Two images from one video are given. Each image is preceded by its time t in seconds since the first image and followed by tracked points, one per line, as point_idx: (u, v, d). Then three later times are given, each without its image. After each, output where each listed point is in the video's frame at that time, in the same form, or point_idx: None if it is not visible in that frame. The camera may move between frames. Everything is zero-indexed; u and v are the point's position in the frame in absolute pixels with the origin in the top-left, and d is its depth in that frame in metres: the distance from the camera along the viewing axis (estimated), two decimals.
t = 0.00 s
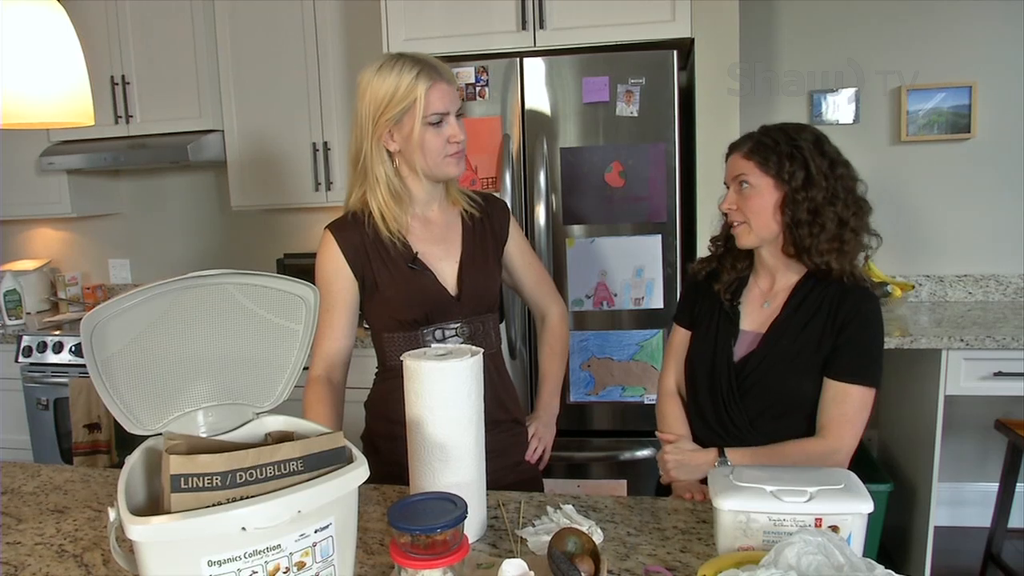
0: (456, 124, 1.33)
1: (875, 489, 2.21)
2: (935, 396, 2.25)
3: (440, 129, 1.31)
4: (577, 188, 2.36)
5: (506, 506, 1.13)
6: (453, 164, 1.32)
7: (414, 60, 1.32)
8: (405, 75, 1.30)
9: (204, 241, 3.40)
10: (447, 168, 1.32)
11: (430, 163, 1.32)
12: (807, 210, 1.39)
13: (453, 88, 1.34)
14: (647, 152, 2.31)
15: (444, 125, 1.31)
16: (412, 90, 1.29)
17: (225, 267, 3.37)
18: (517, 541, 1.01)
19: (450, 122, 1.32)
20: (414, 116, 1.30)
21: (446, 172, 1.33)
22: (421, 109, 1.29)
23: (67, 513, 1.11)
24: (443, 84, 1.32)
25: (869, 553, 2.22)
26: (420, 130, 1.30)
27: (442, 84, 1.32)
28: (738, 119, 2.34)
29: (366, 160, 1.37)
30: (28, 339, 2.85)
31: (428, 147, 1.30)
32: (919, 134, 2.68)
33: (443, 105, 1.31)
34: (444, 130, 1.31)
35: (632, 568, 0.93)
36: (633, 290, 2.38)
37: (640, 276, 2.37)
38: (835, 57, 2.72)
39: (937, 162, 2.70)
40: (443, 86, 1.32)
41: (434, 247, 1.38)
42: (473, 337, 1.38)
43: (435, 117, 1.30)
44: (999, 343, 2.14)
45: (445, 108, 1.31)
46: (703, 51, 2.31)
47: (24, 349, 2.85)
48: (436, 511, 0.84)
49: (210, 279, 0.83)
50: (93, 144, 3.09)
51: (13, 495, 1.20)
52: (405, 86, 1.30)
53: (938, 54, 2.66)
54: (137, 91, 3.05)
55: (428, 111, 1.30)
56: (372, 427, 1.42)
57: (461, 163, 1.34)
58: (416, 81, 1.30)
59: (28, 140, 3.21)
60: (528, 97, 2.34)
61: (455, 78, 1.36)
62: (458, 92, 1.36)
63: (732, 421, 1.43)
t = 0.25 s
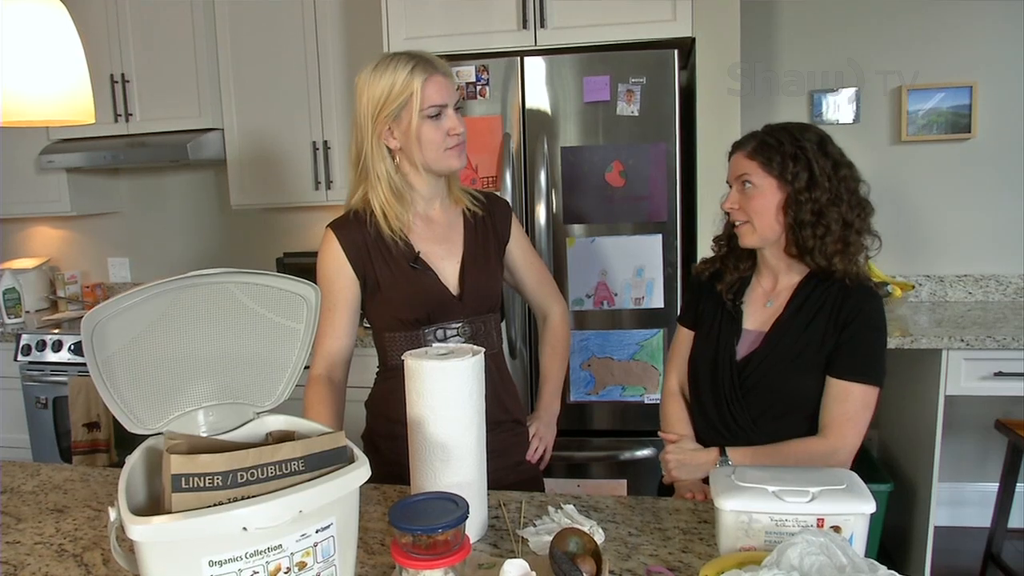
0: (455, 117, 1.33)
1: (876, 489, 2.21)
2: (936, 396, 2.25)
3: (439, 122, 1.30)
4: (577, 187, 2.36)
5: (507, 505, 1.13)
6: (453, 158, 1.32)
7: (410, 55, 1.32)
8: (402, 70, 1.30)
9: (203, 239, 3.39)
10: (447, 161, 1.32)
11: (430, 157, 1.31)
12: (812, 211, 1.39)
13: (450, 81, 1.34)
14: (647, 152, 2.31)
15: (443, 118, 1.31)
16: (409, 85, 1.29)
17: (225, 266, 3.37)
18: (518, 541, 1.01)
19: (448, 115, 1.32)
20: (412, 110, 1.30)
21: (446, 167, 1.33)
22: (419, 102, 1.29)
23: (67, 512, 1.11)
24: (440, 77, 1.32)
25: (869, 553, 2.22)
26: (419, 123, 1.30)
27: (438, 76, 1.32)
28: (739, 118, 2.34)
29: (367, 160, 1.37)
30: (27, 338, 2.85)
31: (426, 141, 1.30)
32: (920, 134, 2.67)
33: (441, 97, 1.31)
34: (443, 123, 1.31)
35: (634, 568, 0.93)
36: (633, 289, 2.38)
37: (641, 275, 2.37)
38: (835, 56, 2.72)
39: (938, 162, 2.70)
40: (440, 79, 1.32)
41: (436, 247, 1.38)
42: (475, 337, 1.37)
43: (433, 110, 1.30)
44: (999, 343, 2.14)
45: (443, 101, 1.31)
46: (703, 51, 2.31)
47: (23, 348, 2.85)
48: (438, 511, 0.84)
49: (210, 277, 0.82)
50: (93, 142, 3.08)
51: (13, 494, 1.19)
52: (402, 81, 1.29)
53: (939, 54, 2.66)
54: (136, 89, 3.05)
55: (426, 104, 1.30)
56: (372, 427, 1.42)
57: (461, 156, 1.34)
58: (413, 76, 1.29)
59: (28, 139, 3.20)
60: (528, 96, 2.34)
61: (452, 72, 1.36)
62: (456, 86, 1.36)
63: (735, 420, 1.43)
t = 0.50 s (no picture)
0: (456, 118, 1.32)
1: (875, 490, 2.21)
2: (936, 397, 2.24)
3: (440, 123, 1.30)
4: (577, 187, 2.35)
5: (508, 506, 1.13)
6: (454, 159, 1.32)
7: (412, 56, 1.32)
8: (404, 71, 1.30)
9: (203, 238, 3.39)
10: (448, 162, 1.31)
11: (430, 158, 1.31)
12: (812, 211, 1.38)
13: (452, 83, 1.34)
14: (648, 152, 2.31)
15: (444, 120, 1.31)
16: (411, 86, 1.29)
17: (224, 265, 3.36)
18: (519, 542, 1.00)
19: (450, 117, 1.32)
20: (414, 111, 1.29)
21: (446, 169, 1.32)
22: (420, 104, 1.29)
23: (66, 512, 1.11)
24: (442, 79, 1.32)
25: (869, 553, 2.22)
26: (419, 124, 1.29)
27: (440, 78, 1.32)
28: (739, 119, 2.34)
29: (367, 159, 1.37)
30: (26, 337, 2.84)
31: (427, 142, 1.30)
32: (920, 135, 2.67)
33: (443, 99, 1.31)
34: (444, 125, 1.31)
35: (634, 569, 0.93)
36: (633, 289, 2.38)
37: (641, 275, 2.37)
38: (836, 57, 2.72)
39: (937, 163, 2.70)
40: (442, 80, 1.32)
41: (436, 247, 1.38)
42: (475, 337, 1.37)
43: (435, 112, 1.30)
44: (999, 344, 2.14)
45: (445, 103, 1.31)
46: (704, 51, 2.31)
47: (22, 347, 2.84)
48: (439, 512, 0.84)
49: (211, 277, 0.82)
50: (92, 141, 3.08)
51: (12, 494, 1.19)
52: (404, 82, 1.29)
53: (939, 54, 2.66)
54: (136, 88, 3.04)
55: (428, 106, 1.29)
56: (373, 426, 1.41)
57: (462, 158, 1.33)
58: (414, 77, 1.29)
59: (27, 137, 3.20)
60: (528, 95, 2.34)
61: (453, 73, 1.35)
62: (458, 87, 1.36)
63: (739, 420, 1.43)
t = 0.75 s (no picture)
0: (456, 119, 1.32)
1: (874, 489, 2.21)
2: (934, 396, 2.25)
3: (439, 124, 1.30)
4: (576, 187, 2.35)
5: (507, 506, 1.12)
6: (452, 160, 1.32)
7: (411, 56, 1.31)
8: (403, 71, 1.30)
9: (200, 239, 3.38)
10: (446, 164, 1.31)
11: (428, 159, 1.31)
12: (806, 215, 1.38)
13: (451, 83, 1.34)
14: (646, 152, 2.31)
15: (443, 120, 1.31)
16: (411, 85, 1.29)
17: (222, 265, 3.36)
18: (518, 542, 1.00)
19: (449, 117, 1.31)
20: (413, 111, 1.29)
21: (445, 169, 1.32)
22: (419, 103, 1.29)
23: (65, 514, 1.10)
24: (441, 79, 1.31)
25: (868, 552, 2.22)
26: (418, 125, 1.29)
27: (439, 78, 1.31)
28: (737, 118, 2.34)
29: (366, 159, 1.37)
30: (24, 338, 2.84)
31: (426, 142, 1.29)
32: (918, 134, 2.68)
33: (443, 99, 1.31)
34: (443, 125, 1.30)
35: (634, 569, 0.93)
36: (632, 289, 2.38)
37: (639, 275, 2.37)
38: (834, 56, 2.72)
39: (935, 162, 2.70)
40: (441, 80, 1.31)
41: (436, 247, 1.38)
42: (474, 337, 1.37)
43: (434, 112, 1.30)
44: (997, 343, 2.14)
45: (444, 103, 1.31)
46: (702, 50, 2.31)
47: (20, 348, 2.84)
48: (439, 512, 0.84)
49: (209, 278, 0.82)
50: (90, 141, 3.07)
51: (10, 495, 1.19)
52: (404, 81, 1.29)
53: (937, 53, 2.66)
54: (133, 89, 3.04)
55: (427, 106, 1.29)
56: (372, 426, 1.41)
57: (460, 158, 1.33)
58: (413, 77, 1.29)
59: (24, 138, 3.19)
60: (526, 95, 2.34)
61: (452, 74, 1.35)
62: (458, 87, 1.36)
63: (744, 421, 1.42)
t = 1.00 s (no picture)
0: (452, 128, 1.31)
1: (872, 490, 2.21)
2: (932, 397, 2.25)
3: (435, 132, 1.29)
4: (574, 187, 2.35)
5: (505, 507, 1.12)
6: (447, 166, 1.31)
7: (415, 59, 1.31)
8: (404, 74, 1.29)
9: (199, 239, 3.38)
10: (441, 169, 1.31)
11: (422, 166, 1.31)
12: (811, 214, 1.38)
13: (453, 90, 1.32)
14: (644, 152, 2.31)
15: (439, 129, 1.30)
16: (408, 90, 1.28)
17: (221, 265, 3.36)
18: (515, 544, 1.00)
19: (446, 126, 1.30)
20: (409, 116, 1.29)
21: (440, 176, 1.32)
22: (416, 109, 1.28)
23: (61, 513, 1.10)
24: (441, 87, 1.30)
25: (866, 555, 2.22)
26: (414, 130, 1.29)
27: (440, 86, 1.30)
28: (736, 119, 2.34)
29: (361, 156, 1.37)
30: (22, 337, 2.83)
31: (421, 148, 1.29)
32: (916, 136, 2.68)
33: (441, 108, 1.29)
34: (439, 133, 1.30)
35: (631, 570, 0.93)
36: (630, 290, 2.38)
37: (638, 276, 2.37)
38: (832, 58, 2.72)
39: (934, 164, 2.70)
40: (441, 88, 1.30)
41: (433, 247, 1.38)
42: (472, 337, 1.37)
43: (431, 120, 1.29)
44: (995, 344, 2.14)
45: (442, 112, 1.30)
46: (700, 51, 2.31)
47: (18, 347, 2.83)
48: (436, 513, 0.83)
49: (207, 278, 0.82)
50: (88, 141, 3.07)
51: (7, 495, 1.18)
52: (403, 85, 1.29)
53: (935, 54, 2.66)
54: (132, 88, 3.03)
55: (424, 113, 1.29)
56: (370, 427, 1.41)
57: (452, 168, 1.33)
58: (413, 81, 1.29)
59: (22, 137, 3.19)
60: (525, 95, 2.34)
61: (455, 79, 1.34)
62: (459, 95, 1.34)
63: (745, 422, 1.42)
